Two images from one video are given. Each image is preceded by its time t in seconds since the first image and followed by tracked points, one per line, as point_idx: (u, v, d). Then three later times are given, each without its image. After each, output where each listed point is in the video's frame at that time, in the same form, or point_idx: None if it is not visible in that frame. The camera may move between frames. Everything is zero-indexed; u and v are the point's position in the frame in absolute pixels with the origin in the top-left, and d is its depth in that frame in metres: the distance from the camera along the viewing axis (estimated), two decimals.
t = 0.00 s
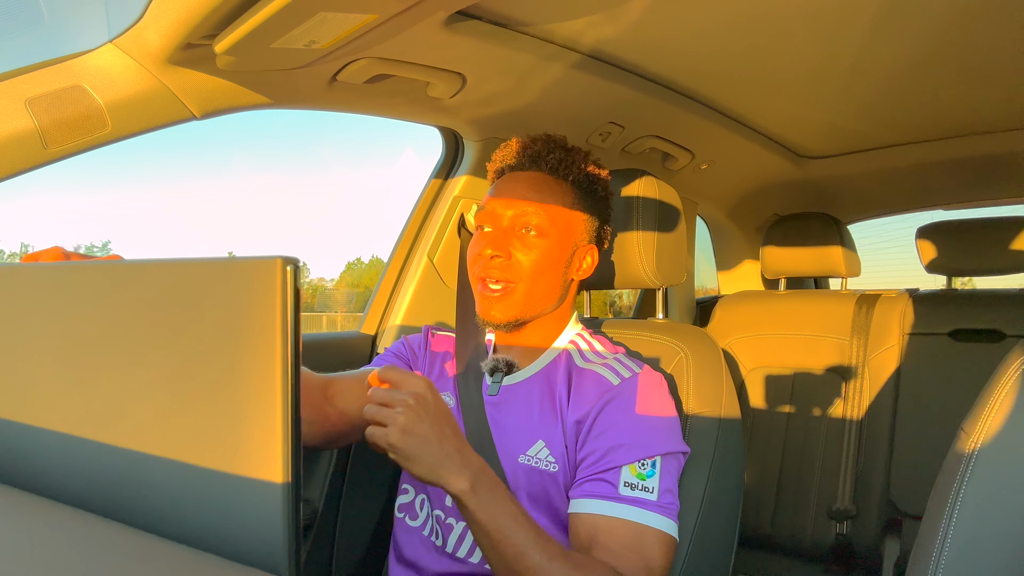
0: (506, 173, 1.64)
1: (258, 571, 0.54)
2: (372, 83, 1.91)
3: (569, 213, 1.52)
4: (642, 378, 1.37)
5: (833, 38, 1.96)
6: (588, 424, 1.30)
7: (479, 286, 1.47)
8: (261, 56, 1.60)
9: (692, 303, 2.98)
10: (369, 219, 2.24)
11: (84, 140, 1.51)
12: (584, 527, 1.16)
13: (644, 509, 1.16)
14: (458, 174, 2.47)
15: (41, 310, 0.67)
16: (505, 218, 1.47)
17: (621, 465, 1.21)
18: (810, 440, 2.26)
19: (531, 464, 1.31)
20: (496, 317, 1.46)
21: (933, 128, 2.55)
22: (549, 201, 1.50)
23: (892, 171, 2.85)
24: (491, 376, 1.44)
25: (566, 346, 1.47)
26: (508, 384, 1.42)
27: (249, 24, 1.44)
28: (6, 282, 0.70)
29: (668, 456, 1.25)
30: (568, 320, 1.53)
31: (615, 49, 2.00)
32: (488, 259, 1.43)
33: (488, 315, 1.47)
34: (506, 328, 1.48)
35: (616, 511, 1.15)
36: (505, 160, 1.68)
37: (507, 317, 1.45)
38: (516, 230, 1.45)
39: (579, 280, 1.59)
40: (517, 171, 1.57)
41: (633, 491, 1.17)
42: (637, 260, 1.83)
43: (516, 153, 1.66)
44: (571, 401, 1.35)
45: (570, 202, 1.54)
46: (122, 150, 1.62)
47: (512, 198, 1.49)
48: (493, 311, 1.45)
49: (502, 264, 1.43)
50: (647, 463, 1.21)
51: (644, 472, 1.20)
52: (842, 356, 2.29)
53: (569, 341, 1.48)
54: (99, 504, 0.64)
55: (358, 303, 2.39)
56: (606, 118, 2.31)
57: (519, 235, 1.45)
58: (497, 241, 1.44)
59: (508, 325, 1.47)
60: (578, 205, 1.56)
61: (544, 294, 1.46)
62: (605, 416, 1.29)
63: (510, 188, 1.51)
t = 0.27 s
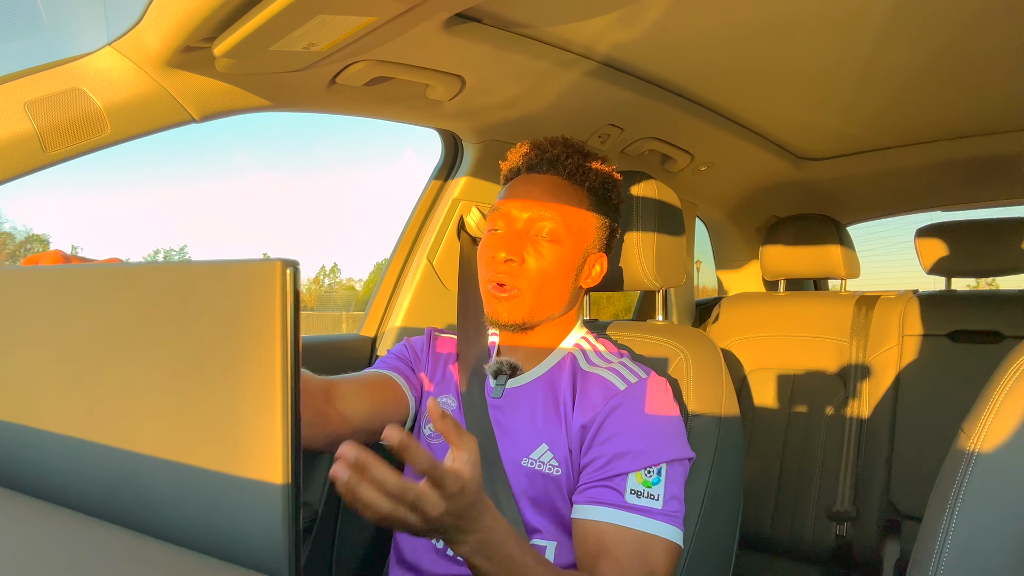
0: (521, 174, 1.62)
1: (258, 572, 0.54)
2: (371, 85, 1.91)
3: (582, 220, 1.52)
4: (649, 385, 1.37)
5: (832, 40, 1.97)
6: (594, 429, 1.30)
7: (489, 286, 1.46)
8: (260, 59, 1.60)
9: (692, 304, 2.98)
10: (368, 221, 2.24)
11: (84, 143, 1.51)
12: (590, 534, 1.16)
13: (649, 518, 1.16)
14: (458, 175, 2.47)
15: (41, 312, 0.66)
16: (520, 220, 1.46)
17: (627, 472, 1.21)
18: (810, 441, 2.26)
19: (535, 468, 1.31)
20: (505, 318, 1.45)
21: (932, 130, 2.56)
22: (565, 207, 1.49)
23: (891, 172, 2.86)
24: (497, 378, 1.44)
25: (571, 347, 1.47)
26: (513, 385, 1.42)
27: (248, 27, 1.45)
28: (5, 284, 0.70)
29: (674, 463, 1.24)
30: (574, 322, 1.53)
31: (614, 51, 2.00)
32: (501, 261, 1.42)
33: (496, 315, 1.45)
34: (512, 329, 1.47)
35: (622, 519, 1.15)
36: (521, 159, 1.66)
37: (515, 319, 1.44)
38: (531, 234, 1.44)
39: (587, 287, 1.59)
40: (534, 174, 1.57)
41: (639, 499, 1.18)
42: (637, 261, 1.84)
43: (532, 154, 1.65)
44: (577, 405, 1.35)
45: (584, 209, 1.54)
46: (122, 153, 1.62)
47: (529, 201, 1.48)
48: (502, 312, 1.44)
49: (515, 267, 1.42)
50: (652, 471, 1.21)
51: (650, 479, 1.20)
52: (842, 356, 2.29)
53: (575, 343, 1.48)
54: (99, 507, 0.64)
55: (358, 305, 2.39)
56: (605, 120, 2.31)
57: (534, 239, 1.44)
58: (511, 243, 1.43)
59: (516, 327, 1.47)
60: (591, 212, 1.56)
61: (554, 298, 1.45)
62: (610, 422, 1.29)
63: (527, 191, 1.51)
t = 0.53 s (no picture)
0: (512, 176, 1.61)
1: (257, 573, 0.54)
2: (370, 86, 1.91)
3: (575, 219, 1.53)
4: (644, 386, 1.36)
5: (830, 40, 1.97)
6: (590, 433, 1.30)
7: (485, 291, 1.46)
8: (259, 59, 1.60)
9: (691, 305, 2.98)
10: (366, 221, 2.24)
11: (82, 143, 1.51)
12: (591, 538, 1.17)
13: (649, 522, 1.16)
14: (457, 176, 2.47)
15: (41, 314, 0.66)
16: (513, 223, 1.46)
17: (624, 476, 1.21)
18: (809, 441, 2.26)
19: (531, 470, 1.31)
20: (502, 322, 1.45)
21: (931, 130, 2.56)
22: (557, 207, 1.49)
23: (890, 173, 2.86)
24: (492, 380, 1.43)
25: (569, 348, 1.47)
26: (508, 389, 1.42)
27: (247, 28, 1.44)
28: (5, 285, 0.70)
29: (671, 465, 1.25)
30: (571, 322, 1.53)
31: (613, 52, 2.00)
32: (496, 265, 1.42)
33: (493, 320, 1.45)
34: (511, 333, 1.47)
35: (620, 523, 1.16)
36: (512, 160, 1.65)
37: (513, 322, 1.44)
38: (524, 236, 1.45)
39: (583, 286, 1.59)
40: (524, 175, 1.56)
41: (637, 503, 1.18)
42: (636, 262, 1.84)
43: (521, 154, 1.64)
44: (573, 407, 1.34)
45: (576, 208, 1.54)
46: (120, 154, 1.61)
47: (521, 203, 1.48)
48: (499, 316, 1.44)
49: (510, 270, 1.42)
50: (650, 474, 1.22)
51: (647, 482, 1.21)
52: (840, 357, 2.30)
53: (572, 344, 1.48)
54: (97, 508, 0.64)
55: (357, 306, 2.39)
56: (604, 121, 2.32)
57: (527, 241, 1.44)
58: (504, 246, 1.44)
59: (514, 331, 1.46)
60: (584, 211, 1.57)
61: (551, 299, 1.46)
62: (607, 425, 1.29)
63: (517, 193, 1.50)
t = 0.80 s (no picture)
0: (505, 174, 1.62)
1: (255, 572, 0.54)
2: (370, 85, 1.91)
3: (569, 214, 1.53)
4: (644, 386, 1.36)
5: (831, 40, 1.97)
6: (590, 431, 1.30)
7: (478, 287, 1.46)
8: (259, 58, 1.60)
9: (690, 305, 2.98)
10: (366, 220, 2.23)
11: (83, 142, 1.51)
12: (589, 537, 1.17)
13: (649, 521, 1.16)
14: (457, 176, 2.47)
15: (40, 313, 0.66)
16: (505, 219, 1.47)
17: (625, 475, 1.21)
18: (808, 441, 2.26)
19: (531, 469, 1.31)
20: (496, 317, 1.45)
21: (931, 130, 2.56)
22: (550, 203, 1.50)
23: (890, 173, 2.86)
24: (492, 379, 1.43)
25: (568, 347, 1.47)
26: (509, 388, 1.41)
27: (248, 26, 1.44)
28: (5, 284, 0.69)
29: (671, 464, 1.25)
30: (570, 321, 1.53)
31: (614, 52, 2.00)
32: (488, 260, 1.43)
33: (488, 315, 1.46)
34: (506, 327, 1.47)
35: (620, 523, 1.16)
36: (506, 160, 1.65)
37: (507, 316, 1.44)
38: (516, 231, 1.45)
39: (581, 281, 1.59)
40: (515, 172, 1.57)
41: (637, 502, 1.18)
42: (635, 261, 1.84)
43: (515, 154, 1.64)
44: (573, 406, 1.34)
45: (571, 204, 1.54)
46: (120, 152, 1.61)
47: (511, 199, 1.49)
48: (493, 311, 1.45)
49: (502, 265, 1.43)
50: (650, 473, 1.21)
51: (647, 482, 1.20)
52: (840, 357, 2.30)
53: (572, 343, 1.48)
54: (97, 508, 0.64)
55: (357, 305, 2.39)
56: (604, 121, 2.31)
57: (519, 236, 1.45)
58: (496, 242, 1.45)
59: (509, 325, 1.47)
60: (580, 207, 1.57)
61: (545, 293, 1.46)
62: (607, 423, 1.29)
63: (508, 189, 1.51)
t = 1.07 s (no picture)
0: (505, 172, 1.62)
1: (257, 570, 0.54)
2: (370, 83, 1.91)
3: (570, 211, 1.53)
4: (645, 383, 1.37)
5: (832, 38, 1.96)
6: (591, 429, 1.30)
7: (478, 282, 1.46)
8: (260, 57, 1.59)
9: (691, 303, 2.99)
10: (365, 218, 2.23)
11: (83, 141, 1.50)
12: (590, 536, 1.17)
13: (650, 519, 1.16)
14: (457, 174, 2.46)
15: (41, 311, 0.66)
16: (506, 214, 1.48)
17: (626, 473, 1.21)
18: (809, 439, 2.26)
19: (532, 467, 1.31)
20: (496, 312, 1.45)
21: (932, 128, 2.56)
22: (550, 199, 1.50)
23: (890, 171, 2.86)
24: (494, 377, 1.43)
25: (569, 345, 1.47)
26: (511, 385, 1.42)
27: (248, 25, 1.44)
28: (6, 283, 0.70)
29: (672, 462, 1.25)
30: (570, 319, 1.53)
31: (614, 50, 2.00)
32: (488, 255, 1.43)
33: (487, 310, 1.46)
34: (506, 321, 1.47)
35: (621, 521, 1.16)
36: (507, 158, 1.65)
37: (506, 312, 1.44)
38: (517, 226, 1.46)
39: (581, 279, 1.59)
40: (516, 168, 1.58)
41: (639, 500, 1.18)
42: (636, 260, 1.84)
43: (515, 151, 1.64)
44: (574, 404, 1.35)
45: (571, 201, 1.54)
46: (120, 151, 1.61)
47: (512, 194, 1.49)
48: (492, 306, 1.45)
49: (502, 259, 1.43)
50: (651, 471, 1.22)
51: (649, 480, 1.20)
52: (841, 355, 2.30)
53: (572, 341, 1.48)
54: (99, 507, 0.64)
55: (357, 304, 2.39)
56: (604, 119, 2.31)
57: (519, 231, 1.45)
58: (496, 237, 1.45)
59: (508, 320, 1.47)
60: (580, 205, 1.56)
61: (544, 289, 1.46)
62: (608, 421, 1.29)
63: (510, 186, 1.52)
